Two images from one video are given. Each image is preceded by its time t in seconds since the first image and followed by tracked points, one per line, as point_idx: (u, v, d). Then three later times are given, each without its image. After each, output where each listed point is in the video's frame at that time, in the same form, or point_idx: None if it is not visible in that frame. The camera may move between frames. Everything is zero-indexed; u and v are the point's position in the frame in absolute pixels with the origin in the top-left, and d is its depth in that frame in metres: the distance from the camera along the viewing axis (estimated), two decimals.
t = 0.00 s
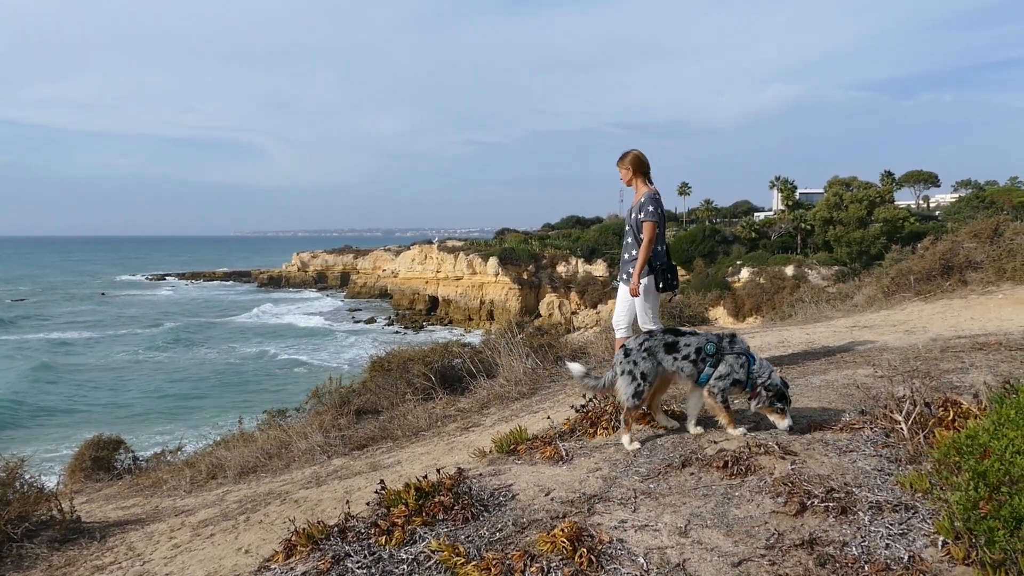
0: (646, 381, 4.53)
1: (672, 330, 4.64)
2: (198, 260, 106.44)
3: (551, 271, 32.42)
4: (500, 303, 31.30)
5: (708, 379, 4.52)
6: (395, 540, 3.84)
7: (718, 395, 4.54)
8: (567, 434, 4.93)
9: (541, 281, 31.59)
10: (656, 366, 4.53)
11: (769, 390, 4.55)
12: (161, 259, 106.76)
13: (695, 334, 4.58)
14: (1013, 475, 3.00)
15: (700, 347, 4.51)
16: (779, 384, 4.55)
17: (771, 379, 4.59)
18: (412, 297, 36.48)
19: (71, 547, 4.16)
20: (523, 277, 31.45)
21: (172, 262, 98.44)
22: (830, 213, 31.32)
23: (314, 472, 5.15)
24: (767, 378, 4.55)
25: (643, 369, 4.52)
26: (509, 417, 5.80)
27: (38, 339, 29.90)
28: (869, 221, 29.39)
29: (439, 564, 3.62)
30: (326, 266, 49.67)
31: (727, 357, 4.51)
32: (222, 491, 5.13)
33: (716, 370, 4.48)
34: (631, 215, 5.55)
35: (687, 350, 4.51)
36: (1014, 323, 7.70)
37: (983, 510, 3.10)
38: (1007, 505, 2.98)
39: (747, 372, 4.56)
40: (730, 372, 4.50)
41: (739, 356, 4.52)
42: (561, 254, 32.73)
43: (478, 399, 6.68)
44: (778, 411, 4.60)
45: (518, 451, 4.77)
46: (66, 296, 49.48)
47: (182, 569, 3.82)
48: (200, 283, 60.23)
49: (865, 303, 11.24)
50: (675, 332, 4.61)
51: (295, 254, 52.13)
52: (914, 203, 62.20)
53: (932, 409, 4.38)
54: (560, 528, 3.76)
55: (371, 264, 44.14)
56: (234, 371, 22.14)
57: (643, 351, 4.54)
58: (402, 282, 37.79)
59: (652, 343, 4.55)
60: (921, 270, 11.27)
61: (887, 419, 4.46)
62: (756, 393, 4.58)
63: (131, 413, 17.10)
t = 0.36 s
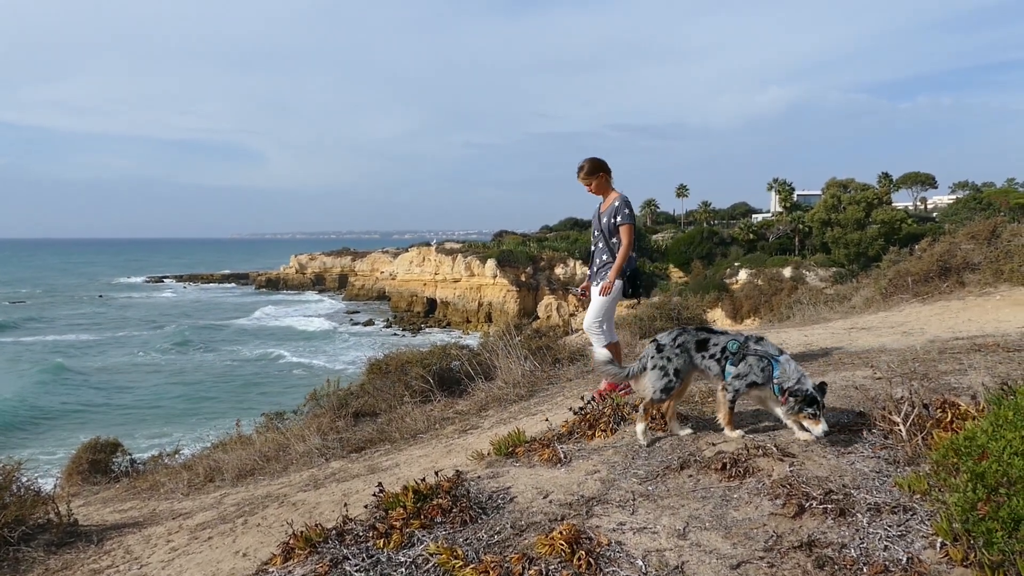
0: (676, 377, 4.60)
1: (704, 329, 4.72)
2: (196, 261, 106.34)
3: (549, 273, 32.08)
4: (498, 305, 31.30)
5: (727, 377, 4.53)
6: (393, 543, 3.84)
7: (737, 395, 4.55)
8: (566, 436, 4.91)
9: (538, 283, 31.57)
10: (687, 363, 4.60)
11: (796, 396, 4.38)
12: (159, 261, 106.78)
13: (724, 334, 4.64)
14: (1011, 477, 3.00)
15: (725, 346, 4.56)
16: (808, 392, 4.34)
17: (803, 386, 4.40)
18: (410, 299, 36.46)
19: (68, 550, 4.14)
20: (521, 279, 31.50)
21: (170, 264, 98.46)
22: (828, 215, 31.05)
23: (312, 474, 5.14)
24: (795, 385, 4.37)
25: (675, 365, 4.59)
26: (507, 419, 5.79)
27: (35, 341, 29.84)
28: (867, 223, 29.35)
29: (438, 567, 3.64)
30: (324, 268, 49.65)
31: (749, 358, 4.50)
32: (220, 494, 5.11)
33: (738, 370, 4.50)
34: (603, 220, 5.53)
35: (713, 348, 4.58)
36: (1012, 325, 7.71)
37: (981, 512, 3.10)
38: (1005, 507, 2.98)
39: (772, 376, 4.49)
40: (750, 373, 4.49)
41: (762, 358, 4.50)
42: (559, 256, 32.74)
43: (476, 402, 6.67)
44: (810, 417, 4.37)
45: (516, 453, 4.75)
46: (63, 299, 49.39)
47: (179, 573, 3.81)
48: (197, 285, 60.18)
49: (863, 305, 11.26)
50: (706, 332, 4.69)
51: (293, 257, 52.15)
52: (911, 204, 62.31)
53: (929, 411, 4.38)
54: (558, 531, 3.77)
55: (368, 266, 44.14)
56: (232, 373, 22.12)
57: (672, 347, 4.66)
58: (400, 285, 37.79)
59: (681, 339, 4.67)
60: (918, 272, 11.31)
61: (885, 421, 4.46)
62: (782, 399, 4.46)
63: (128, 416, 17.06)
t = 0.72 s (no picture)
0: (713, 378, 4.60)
1: (742, 332, 4.65)
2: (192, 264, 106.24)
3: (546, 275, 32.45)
4: (494, 308, 31.27)
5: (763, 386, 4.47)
6: (389, 545, 3.85)
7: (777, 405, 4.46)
8: (562, 439, 4.90)
9: (535, 285, 31.80)
10: (723, 366, 4.60)
11: (831, 407, 4.24)
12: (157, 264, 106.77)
13: (762, 340, 4.55)
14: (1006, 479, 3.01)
15: (759, 354, 4.50)
16: (843, 403, 4.21)
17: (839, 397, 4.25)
18: (406, 302, 36.45)
19: (63, 553, 4.13)
20: (517, 282, 31.60)
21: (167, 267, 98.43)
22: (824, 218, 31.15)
23: (309, 477, 5.13)
24: (830, 396, 4.24)
25: (712, 366, 4.59)
26: (504, 422, 5.77)
27: (32, 344, 29.81)
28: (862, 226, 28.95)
29: (434, 569, 3.65)
30: (320, 271, 49.63)
31: (785, 368, 4.40)
32: (216, 497, 5.10)
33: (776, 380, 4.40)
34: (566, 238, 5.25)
35: (749, 354, 4.53)
36: (1008, 327, 7.72)
37: (976, 514, 3.11)
38: (1000, 509, 2.99)
39: (809, 386, 4.32)
40: (788, 384, 4.38)
41: (799, 367, 4.37)
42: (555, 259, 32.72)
43: (473, 404, 6.66)
44: (847, 427, 4.22)
45: (512, 456, 4.74)
46: (60, 302, 49.37)
47: None
48: (194, 288, 60.14)
49: (859, 307, 11.28)
50: (743, 336, 4.63)
51: (289, 260, 52.14)
52: (907, 207, 62.49)
53: (924, 412, 4.39)
54: (555, 534, 3.78)
55: (364, 268, 44.08)
56: (229, 376, 22.10)
57: (708, 348, 4.67)
58: (396, 288, 37.78)
59: (718, 341, 4.66)
60: (913, 274, 11.32)
61: (881, 424, 4.46)
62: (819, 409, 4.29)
63: (124, 419, 17.00)
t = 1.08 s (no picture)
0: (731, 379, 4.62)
1: (768, 335, 4.61)
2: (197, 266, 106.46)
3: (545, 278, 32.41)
4: (496, 311, 31.19)
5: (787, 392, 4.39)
6: (391, 548, 3.87)
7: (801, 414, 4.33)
8: (564, 441, 4.89)
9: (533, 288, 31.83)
10: (742, 367, 4.61)
11: (854, 418, 4.13)
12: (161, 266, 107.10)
13: (785, 344, 4.49)
14: (1010, 484, 3.01)
15: (782, 357, 4.44)
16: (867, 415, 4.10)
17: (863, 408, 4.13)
18: (408, 305, 36.46)
19: (66, 554, 4.13)
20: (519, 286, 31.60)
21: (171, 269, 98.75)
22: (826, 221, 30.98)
23: (311, 479, 5.13)
24: (853, 406, 4.13)
25: (728, 367, 4.62)
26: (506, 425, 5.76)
27: (35, 347, 29.87)
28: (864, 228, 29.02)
29: (435, 572, 3.67)
30: (322, 274, 49.68)
31: (808, 374, 4.30)
32: (218, 499, 5.09)
33: (800, 388, 4.32)
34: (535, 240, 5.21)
35: (771, 357, 4.48)
36: (1011, 331, 7.70)
37: (979, 519, 3.11)
38: (1003, 514, 2.99)
39: (833, 394, 4.20)
40: (812, 392, 4.27)
41: (823, 374, 4.26)
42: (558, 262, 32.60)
43: (475, 407, 6.64)
44: (874, 439, 4.14)
45: (514, 458, 4.75)
46: (65, 304, 49.54)
47: None
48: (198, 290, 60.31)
49: (861, 311, 11.26)
50: (769, 339, 4.58)
51: (292, 262, 52.22)
52: (910, 210, 62.51)
53: (927, 416, 4.38)
54: (557, 536, 3.78)
55: (366, 271, 44.14)
56: (231, 379, 22.12)
57: (729, 349, 4.68)
58: (398, 291, 37.85)
59: (740, 343, 4.66)
60: (916, 278, 11.30)
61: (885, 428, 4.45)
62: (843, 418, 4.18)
63: (126, 421, 17.03)
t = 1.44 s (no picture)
0: (803, 383, 4.53)
1: (844, 338, 4.45)
2: (249, 269, 109.12)
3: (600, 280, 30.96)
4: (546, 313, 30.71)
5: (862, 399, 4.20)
6: (449, 546, 3.89)
7: (876, 421, 4.13)
8: (620, 443, 4.86)
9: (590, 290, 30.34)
10: (814, 371, 4.50)
11: (929, 427, 3.86)
12: (213, 268, 109.97)
13: (861, 347, 4.32)
14: None
15: (856, 361, 4.27)
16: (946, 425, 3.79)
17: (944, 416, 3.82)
18: (461, 306, 36.72)
19: (134, 546, 4.25)
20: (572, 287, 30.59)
21: (224, 271, 101.42)
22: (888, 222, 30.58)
23: (367, 477, 5.18)
24: (931, 414, 3.85)
25: (799, 371, 4.55)
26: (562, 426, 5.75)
27: (92, 343, 30.97)
28: (928, 230, 28.47)
29: (492, 572, 3.67)
30: (376, 275, 50.46)
31: (882, 379, 4.10)
32: (278, 495, 5.18)
33: (874, 394, 4.13)
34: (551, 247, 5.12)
35: (844, 361, 4.34)
36: None
37: None
38: None
39: (909, 400, 3.97)
40: (886, 397, 4.07)
41: (898, 380, 4.04)
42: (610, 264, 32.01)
43: (530, 408, 6.64)
44: (948, 451, 3.82)
45: (571, 460, 4.73)
46: (127, 304, 51.37)
47: (240, 571, 3.90)
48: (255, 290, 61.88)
49: (925, 314, 10.96)
50: (843, 343, 4.43)
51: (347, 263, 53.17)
52: (975, 212, 60.70)
53: (998, 425, 4.24)
54: (614, 539, 3.76)
55: (420, 272, 44.85)
56: (281, 377, 22.54)
57: (801, 353, 4.59)
58: (451, 291, 38.31)
59: (813, 346, 4.54)
60: (984, 281, 10.97)
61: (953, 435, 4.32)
62: (919, 427, 3.93)
63: (185, 416, 17.52)
